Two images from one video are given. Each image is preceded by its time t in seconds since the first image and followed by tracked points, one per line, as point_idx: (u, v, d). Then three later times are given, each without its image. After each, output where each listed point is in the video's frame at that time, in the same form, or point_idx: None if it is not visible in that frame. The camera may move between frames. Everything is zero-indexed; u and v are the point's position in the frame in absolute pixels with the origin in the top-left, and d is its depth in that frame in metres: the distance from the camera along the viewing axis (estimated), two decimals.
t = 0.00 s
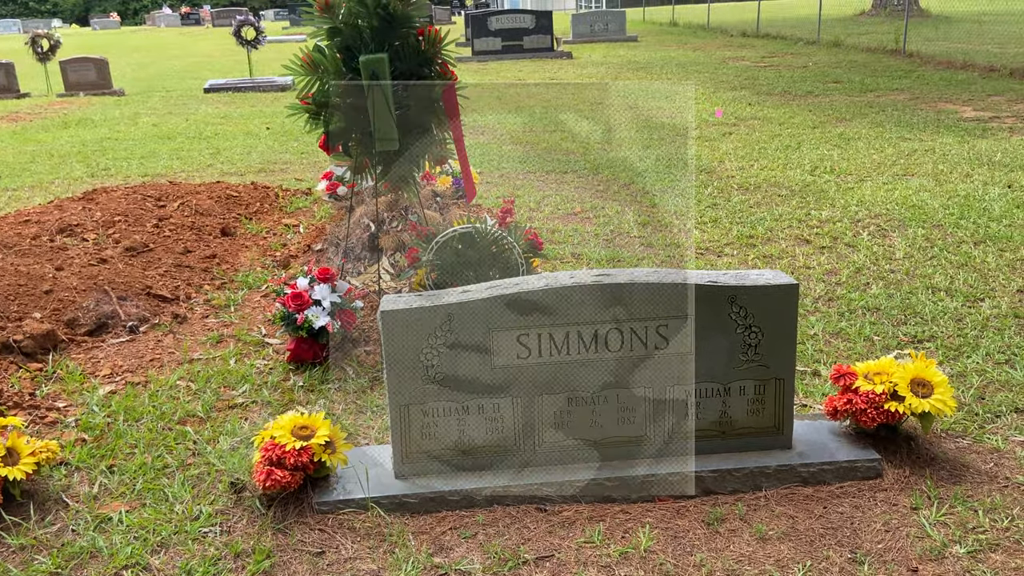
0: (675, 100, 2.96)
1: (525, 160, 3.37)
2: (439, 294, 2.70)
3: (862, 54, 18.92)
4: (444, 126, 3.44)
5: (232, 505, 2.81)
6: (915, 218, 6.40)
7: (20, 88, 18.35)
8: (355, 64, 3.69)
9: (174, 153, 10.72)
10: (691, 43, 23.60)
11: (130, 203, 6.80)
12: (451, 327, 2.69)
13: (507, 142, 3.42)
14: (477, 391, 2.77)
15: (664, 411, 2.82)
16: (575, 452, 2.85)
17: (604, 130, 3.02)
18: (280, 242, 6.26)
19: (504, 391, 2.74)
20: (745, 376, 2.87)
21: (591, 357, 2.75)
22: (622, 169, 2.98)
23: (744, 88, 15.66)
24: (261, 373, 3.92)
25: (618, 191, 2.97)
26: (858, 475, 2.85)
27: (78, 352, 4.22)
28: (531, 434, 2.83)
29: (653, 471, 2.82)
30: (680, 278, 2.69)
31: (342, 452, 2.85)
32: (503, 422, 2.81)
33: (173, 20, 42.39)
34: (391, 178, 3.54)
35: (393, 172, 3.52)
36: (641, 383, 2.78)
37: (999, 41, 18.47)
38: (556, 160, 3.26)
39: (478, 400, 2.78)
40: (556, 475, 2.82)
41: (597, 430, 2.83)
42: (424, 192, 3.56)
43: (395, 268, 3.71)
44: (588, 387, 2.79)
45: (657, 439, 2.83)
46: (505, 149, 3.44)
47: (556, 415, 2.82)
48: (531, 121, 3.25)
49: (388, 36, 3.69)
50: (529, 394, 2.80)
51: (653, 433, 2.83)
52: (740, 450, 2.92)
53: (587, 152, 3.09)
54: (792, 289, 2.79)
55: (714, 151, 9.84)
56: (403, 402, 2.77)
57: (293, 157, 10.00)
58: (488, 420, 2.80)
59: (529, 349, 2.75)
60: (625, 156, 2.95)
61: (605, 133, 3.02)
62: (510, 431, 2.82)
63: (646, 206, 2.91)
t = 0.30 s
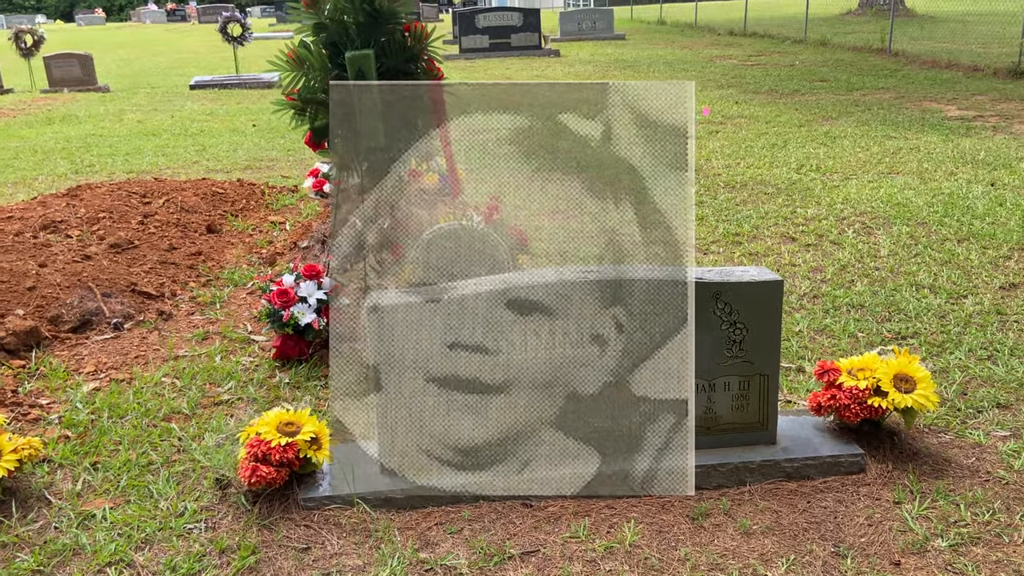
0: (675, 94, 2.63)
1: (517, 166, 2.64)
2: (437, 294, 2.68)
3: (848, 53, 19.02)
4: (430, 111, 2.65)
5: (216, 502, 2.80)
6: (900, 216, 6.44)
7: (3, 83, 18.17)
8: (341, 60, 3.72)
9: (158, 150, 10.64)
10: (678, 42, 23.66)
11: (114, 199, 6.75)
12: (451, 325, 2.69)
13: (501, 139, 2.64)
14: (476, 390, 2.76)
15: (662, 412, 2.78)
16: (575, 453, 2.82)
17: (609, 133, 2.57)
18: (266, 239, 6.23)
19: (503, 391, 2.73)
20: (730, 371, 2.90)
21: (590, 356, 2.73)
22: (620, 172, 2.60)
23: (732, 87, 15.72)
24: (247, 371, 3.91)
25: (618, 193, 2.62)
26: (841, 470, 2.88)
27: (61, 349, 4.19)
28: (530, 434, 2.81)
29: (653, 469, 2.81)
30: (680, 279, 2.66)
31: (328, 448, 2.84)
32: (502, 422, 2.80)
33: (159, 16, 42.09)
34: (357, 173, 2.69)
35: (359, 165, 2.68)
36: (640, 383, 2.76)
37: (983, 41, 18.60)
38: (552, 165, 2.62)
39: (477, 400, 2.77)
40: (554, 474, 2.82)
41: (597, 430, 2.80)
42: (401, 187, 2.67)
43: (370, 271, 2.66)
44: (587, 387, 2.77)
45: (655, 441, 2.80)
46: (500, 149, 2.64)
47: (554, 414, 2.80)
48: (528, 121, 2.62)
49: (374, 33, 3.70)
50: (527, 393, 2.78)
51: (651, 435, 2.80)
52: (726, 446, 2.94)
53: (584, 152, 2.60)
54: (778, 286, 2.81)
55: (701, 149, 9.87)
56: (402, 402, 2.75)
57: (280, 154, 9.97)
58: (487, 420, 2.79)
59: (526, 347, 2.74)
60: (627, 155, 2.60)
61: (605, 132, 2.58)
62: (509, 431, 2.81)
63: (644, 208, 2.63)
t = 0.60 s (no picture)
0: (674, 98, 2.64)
1: (517, 167, 2.59)
2: (438, 293, 2.60)
3: (838, 53, 19.08)
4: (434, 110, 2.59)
5: (205, 501, 2.79)
6: (889, 215, 6.47)
7: None
8: (331, 57, 3.71)
9: (148, 147, 10.59)
10: (670, 41, 23.69)
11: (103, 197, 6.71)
12: (451, 322, 2.60)
13: (502, 139, 2.58)
14: (477, 389, 2.61)
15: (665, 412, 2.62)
16: (575, 457, 2.62)
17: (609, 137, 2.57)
18: (255, 238, 6.21)
19: (503, 388, 2.59)
20: (719, 369, 2.91)
21: (589, 355, 2.61)
22: (620, 173, 2.58)
23: (722, 85, 15.75)
24: (236, 369, 3.89)
25: (618, 194, 2.59)
26: (830, 468, 2.89)
27: (50, 348, 4.17)
28: (529, 434, 2.62)
29: (653, 469, 2.62)
30: (680, 279, 2.59)
31: (317, 447, 2.83)
32: (502, 422, 2.62)
33: (148, 13, 41.87)
34: (357, 170, 2.57)
35: (359, 160, 2.57)
36: (640, 382, 2.61)
37: (972, 41, 18.68)
38: (553, 165, 2.59)
39: (477, 399, 2.62)
40: (553, 479, 2.62)
41: (597, 429, 2.62)
42: (403, 185, 2.57)
43: (368, 267, 2.58)
44: (587, 387, 2.62)
45: (658, 444, 2.62)
46: (501, 149, 2.59)
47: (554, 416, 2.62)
48: (528, 122, 2.59)
49: (365, 29, 3.68)
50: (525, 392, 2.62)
51: (653, 437, 2.62)
52: (715, 444, 2.95)
53: (583, 152, 2.57)
54: (767, 284, 2.82)
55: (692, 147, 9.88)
56: (401, 402, 2.61)
57: (270, 152, 9.93)
58: (487, 419, 2.62)
59: (527, 344, 2.61)
60: (627, 155, 2.59)
61: (605, 132, 2.57)
62: (509, 432, 2.63)
63: (644, 208, 2.58)
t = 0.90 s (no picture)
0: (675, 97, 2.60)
1: (517, 167, 2.54)
2: (438, 293, 2.54)
3: (831, 52, 19.10)
4: (434, 111, 2.56)
5: (200, 501, 2.78)
6: (882, 214, 6.49)
7: None
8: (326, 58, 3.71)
9: (141, 147, 10.55)
10: (664, 41, 23.71)
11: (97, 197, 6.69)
12: (450, 321, 2.54)
13: (501, 139, 2.54)
14: (477, 390, 2.54)
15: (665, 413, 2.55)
16: (575, 459, 2.54)
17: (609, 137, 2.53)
18: (250, 237, 6.20)
19: (503, 388, 2.51)
20: (714, 368, 2.91)
21: (589, 356, 2.54)
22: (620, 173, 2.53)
23: (716, 84, 15.77)
24: (231, 370, 3.88)
25: (618, 194, 2.53)
26: (824, 467, 2.90)
27: (43, 348, 4.16)
28: (529, 434, 2.54)
29: (653, 468, 2.54)
30: (680, 280, 2.53)
31: (312, 448, 2.83)
32: (502, 422, 2.55)
33: (141, 12, 41.71)
34: (357, 170, 2.53)
35: (359, 161, 2.54)
36: (639, 382, 2.54)
37: (965, 41, 18.72)
38: (552, 165, 2.54)
39: (476, 399, 2.54)
40: (554, 480, 2.53)
41: (597, 430, 2.54)
42: (403, 185, 2.53)
43: (368, 267, 2.54)
44: (587, 387, 2.54)
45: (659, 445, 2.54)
46: (501, 149, 2.54)
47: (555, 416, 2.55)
48: (528, 122, 2.54)
49: (359, 30, 3.66)
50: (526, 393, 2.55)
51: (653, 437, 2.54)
52: (710, 443, 2.95)
53: (583, 152, 2.53)
54: (762, 284, 2.83)
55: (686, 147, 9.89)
56: (400, 404, 2.54)
57: (264, 151, 9.90)
58: (487, 419, 2.54)
59: (528, 344, 2.55)
60: (627, 156, 2.54)
61: (605, 131, 2.53)
62: (508, 432, 2.55)
63: (644, 208, 2.53)
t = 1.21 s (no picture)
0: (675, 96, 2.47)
1: (517, 166, 2.41)
2: (438, 292, 2.41)
3: (825, 52, 19.15)
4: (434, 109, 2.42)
5: (195, 504, 2.78)
6: (876, 213, 6.50)
7: None
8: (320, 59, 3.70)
9: (136, 149, 10.54)
10: (658, 40, 23.74)
11: (91, 199, 6.68)
12: (450, 321, 2.41)
13: (502, 138, 2.41)
14: (476, 390, 2.42)
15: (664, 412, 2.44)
16: (575, 458, 2.43)
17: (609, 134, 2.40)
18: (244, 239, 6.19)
19: (503, 389, 2.40)
20: (708, 368, 2.92)
21: (589, 356, 2.42)
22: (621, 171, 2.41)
23: (711, 84, 15.80)
24: (226, 372, 3.88)
25: (618, 193, 2.40)
26: (818, 466, 2.91)
27: (37, 351, 4.16)
28: (529, 434, 2.44)
29: (653, 469, 2.44)
30: (681, 280, 2.41)
31: (307, 450, 2.83)
32: (502, 422, 2.44)
33: (135, 13, 41.65)
34: (357, 169, 2.39)
35: (359, 159, 2.39)
36: (640, 382, 2.43)
37: (959, 40, 18.77)
38: (553, 165, 2.41)
39: (476, 400, 2.43)
40: (555, 481, 2.42)
41: (597, 430, 2.43)
42: (403, 184, 2.38)
43: (366, 266, 2.40)
44: (587, 387, 2.43)
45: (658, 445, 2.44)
46: (501, 149, 2.41)
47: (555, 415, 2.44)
48: (528, 121, 2.41)
49: (353, 32, 3.67)
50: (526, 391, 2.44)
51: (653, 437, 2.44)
52: (704, 443, 2.96)
53: (583, 152, 2.39)
54: (755, 284, 2.84)
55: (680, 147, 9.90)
56: (399, 405, 2.41)
57: (259, 152, 9.89)
58: (486, 419, 2.43)
59: (529, 343, 2.43)
60: (627, 155, 2.41)
61: (605, 131, 2.39)
62: (508, 432, 2.44)
63: (644, 208, 2.41)
